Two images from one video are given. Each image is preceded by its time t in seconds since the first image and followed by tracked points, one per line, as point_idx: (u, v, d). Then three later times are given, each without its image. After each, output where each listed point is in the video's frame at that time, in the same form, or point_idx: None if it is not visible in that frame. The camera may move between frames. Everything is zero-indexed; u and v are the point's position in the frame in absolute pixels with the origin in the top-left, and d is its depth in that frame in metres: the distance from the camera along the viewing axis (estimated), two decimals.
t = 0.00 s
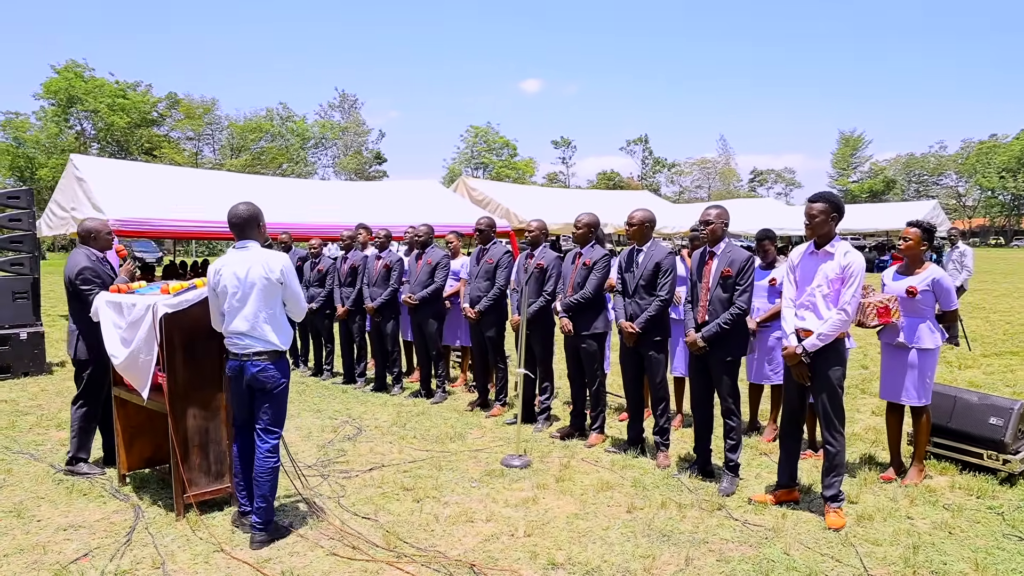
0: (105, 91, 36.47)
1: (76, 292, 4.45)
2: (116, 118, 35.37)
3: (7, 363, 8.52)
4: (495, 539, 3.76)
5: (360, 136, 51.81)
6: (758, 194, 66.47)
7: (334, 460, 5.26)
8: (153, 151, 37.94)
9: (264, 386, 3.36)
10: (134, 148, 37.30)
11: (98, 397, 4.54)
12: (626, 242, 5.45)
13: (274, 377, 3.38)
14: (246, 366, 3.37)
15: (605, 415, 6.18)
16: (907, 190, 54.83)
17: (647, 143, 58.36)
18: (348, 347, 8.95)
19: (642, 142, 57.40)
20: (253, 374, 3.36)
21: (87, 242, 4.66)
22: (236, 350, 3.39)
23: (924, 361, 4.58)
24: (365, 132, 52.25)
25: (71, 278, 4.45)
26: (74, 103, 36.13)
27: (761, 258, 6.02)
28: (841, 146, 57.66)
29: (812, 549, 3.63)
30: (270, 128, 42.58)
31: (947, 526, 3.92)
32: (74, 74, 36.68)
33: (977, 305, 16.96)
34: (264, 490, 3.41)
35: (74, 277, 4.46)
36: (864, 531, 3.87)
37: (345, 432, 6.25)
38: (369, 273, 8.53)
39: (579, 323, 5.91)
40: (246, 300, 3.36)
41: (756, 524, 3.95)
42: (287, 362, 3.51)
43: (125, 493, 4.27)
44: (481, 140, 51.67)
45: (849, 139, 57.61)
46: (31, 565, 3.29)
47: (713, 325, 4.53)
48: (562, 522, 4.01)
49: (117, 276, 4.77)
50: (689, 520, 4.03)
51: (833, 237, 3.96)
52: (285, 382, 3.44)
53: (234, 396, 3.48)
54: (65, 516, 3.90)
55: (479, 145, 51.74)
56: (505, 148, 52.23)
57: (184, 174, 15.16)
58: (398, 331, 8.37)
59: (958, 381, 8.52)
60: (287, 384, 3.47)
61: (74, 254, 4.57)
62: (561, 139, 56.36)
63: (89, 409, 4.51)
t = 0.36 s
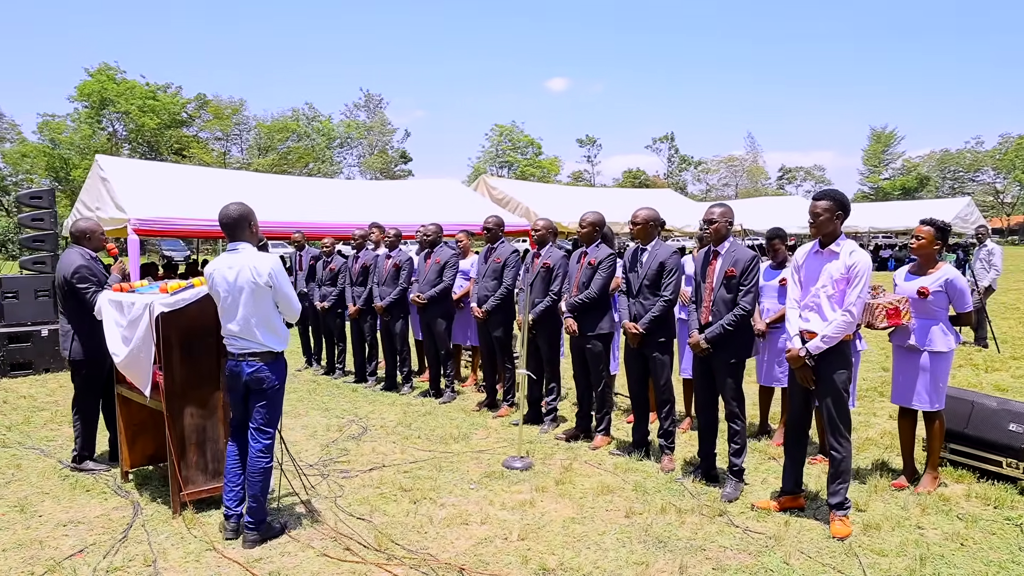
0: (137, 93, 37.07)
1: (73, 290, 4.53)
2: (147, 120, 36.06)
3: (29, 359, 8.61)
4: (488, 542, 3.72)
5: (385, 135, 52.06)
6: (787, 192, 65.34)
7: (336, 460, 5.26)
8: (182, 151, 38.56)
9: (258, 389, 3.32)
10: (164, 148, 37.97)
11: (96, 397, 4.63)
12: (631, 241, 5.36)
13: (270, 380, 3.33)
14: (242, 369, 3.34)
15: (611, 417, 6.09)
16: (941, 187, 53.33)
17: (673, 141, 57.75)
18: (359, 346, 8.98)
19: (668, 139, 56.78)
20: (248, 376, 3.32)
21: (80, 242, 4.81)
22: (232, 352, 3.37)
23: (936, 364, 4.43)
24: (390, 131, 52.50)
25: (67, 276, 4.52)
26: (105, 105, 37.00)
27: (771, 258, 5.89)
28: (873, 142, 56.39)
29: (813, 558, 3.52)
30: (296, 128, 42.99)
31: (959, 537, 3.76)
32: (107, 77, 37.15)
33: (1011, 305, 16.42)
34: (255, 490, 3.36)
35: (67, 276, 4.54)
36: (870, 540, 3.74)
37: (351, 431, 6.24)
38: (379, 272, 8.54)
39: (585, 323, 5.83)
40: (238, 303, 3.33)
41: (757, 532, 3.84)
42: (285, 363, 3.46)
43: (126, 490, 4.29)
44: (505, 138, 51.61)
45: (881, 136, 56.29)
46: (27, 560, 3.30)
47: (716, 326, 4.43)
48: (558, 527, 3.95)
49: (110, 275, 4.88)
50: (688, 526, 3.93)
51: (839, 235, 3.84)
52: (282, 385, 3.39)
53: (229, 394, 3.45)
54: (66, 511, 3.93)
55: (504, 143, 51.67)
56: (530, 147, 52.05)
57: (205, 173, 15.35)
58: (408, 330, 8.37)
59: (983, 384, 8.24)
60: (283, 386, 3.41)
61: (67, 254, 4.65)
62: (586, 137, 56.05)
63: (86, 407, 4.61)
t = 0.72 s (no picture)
0: (165, 93, 38.16)
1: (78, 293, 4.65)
2: (177, 121, 36.80)
3: (51, 357, 8.73)
4: (482, 546, 3.71)
5: (411, 135, 52.29)
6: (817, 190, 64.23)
7: (339, 460, 5.27)
8: (212, 150, 39.24)
9: (253, 390, 3.34)
10: (194, 148, 38.74)
11: (102, 397, 4.72)
12: (636, 241, 5.28)
13: (264, 381, 3.35)
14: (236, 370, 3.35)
15: (617, 419, 6.02)
16: (977, 186, 51.43)
17: (700, 138, 57.13)
18: (371, 346, 9.03)
19: (695, 137, 56.14)
20: (241, 378, 3.33)
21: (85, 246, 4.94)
22: (224, 353, 3.37)
23: (948, 369, 4.28)
24: (415, 130, 52.74)
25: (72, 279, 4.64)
26: (136, 106, 37.96)
27: (781, 259, 5.78)
28: (906, 139, 55.14)
29: (812, 568, 3.43)
30: (323, 128, 43.46)
31: (967, 548, 3.64)
32: (137, 77, 38.50)
33: None
34: (249, 490, 3.36)
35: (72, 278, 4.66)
36: (874, 551, 3.64)
37: (357, 431, 6.26)
38: (390, 271, 8.56)
39: (590, 325, 5.78)
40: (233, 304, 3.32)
41: (757, 540, 3.77)
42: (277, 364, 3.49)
43: (130, 488, 4.35)
44: (532, 137, 51.52)
45: (914, 133, 54.98)
46: (27, 556, 3.36)
47: (719, 329, 4.35)
48: (555, 531, 3.92)
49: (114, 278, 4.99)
50: (686, 533, 3.87)
51: (843, 237, 3.75)
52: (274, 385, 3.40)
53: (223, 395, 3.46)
54: (69, 509, 3.99)
55: (529, 142, 51.53)
56: (556, 145, 51.85)
57: (227, 174, 15.58)
58: (418, 331, 8.40)
59: (1009, 390, 7.98)
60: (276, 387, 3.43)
61: (72, 257, 4.79)
62: (611, 135, 55.73)
63: (93, 408, 4.71)
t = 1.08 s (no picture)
0: (192, 93, 39.06)
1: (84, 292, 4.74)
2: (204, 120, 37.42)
3: (70, 354, 8.85)
4: (478, 548, 3.67)
5: (435, 133, 52.33)
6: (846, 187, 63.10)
7: (343, 458, 5.27)
8: (238, 150, 39.86)
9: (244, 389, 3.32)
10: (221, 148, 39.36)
11: (110, 397, 4.78)
12: (643, 240, 5.19)
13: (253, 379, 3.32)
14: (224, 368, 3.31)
15: (625, 421, 5.93)
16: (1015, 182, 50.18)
17: (726, 136, 56.42)
18: (384, 344, 9.04)
19: (721, 135, 55.44)
20: (230, 375, 3.29)
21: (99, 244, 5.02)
22: (211, 350, 3.32)
23: (967, 372, 4.06)
24: (439, 129, 52.85)
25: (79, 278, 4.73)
26: (164, 106, 38.89)
27: (793, 258, 5.64)
28: (938, 136, 53.82)
29: None
30: (348, 126, 44.20)
31: (980, 559, 3.50)
32: (164, 78, 39.62)
33: None
34: (243, 489, 3.38)
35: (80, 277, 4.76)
36: (881, 560, 3.52)
37: (365, 430, 6.27)
38: (402, 270, 8.55)
39: (597, 325, 5.69)
40: (225, 301, 3.30)
41: (760, 546, 3.68)
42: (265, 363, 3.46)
43: (135, 484, 4.38)
44: (556, 135, 51.35)
45: (947, 129, 53.66)
46: (26, 552, 3.39)
47: (725, 329, 4.24)
48: (553, 533, 3.86)
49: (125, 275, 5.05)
50: (687, 538, 3.79)
51: (851, 235, 3.64)
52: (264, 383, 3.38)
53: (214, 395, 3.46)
54: (73, 505, 4.04)
55: (554, 140, 51.34)
56: (580, 143, 51.63)
57: (247, 172, 15.75)
58: (429, 329, 8.39)
59: None
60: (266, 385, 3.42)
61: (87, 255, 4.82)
62: (637, 133, 55.30)
63: (100, 408, 4.76)
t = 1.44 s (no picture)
0: (218, 93, 39.64)
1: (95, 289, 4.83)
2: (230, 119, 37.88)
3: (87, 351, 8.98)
4: (471, 553, 3.60)
5: (459, 131, 52.32)
6: (876, 185, 61.71)
7: (345, 458, 5.24)
8: (264, 148, 40.29)
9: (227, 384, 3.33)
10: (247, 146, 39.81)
11: (115, 394, 4.83)
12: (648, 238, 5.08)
13: (233, 374, 3.33)
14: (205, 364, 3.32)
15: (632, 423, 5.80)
16: None
17: (753, 133, 55.59)
18: (394, 342, 9.01)
19: (748, 132, 54.61)
20: (210, 372, 3.31)
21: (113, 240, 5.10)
22: (191, 347, 3.32)
23: (986, 376, 3.85)
24: (463, 126, 52.84)
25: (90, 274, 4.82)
26: (191, 105, 39.46)
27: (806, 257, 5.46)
28: (973, 132, 52.38)
29: None
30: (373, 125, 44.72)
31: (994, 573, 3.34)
32: (191, 77, 40.06)
33: None
34: (233, 485, 3.37)
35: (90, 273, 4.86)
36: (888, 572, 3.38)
37: (370, 429, 6.24)
38: (412, 268, 8.50)
39: (604, 326, 5.58)
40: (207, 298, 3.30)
41: (762, 556, 3.56)
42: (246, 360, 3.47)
43: (135, 482, 4.40)
44: (580, 133, 51.06)
45: (982, 125, 52.08)
46: (19, 549, 3.40)
47: (729, 330, 4.12)
48: (549, 538, 3.78)
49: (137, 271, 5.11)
50: (687, 546, 3.68)
51: (859, 232, 3.49)
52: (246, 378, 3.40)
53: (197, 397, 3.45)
54: (72, 502, 4.07)
55: (578, 138, 51.05)
56: (605, 141, 51.26)
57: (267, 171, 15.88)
58: (439, 328, 8.33)
59: None
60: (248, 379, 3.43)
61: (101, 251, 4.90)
62: (662, 130, 54.76)
63: (107, 405, 4.81)
